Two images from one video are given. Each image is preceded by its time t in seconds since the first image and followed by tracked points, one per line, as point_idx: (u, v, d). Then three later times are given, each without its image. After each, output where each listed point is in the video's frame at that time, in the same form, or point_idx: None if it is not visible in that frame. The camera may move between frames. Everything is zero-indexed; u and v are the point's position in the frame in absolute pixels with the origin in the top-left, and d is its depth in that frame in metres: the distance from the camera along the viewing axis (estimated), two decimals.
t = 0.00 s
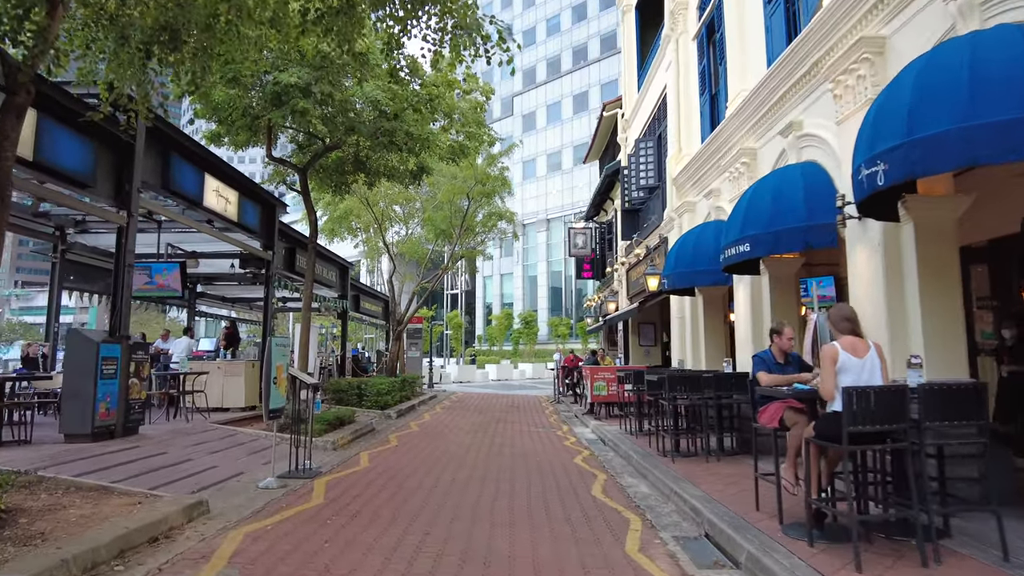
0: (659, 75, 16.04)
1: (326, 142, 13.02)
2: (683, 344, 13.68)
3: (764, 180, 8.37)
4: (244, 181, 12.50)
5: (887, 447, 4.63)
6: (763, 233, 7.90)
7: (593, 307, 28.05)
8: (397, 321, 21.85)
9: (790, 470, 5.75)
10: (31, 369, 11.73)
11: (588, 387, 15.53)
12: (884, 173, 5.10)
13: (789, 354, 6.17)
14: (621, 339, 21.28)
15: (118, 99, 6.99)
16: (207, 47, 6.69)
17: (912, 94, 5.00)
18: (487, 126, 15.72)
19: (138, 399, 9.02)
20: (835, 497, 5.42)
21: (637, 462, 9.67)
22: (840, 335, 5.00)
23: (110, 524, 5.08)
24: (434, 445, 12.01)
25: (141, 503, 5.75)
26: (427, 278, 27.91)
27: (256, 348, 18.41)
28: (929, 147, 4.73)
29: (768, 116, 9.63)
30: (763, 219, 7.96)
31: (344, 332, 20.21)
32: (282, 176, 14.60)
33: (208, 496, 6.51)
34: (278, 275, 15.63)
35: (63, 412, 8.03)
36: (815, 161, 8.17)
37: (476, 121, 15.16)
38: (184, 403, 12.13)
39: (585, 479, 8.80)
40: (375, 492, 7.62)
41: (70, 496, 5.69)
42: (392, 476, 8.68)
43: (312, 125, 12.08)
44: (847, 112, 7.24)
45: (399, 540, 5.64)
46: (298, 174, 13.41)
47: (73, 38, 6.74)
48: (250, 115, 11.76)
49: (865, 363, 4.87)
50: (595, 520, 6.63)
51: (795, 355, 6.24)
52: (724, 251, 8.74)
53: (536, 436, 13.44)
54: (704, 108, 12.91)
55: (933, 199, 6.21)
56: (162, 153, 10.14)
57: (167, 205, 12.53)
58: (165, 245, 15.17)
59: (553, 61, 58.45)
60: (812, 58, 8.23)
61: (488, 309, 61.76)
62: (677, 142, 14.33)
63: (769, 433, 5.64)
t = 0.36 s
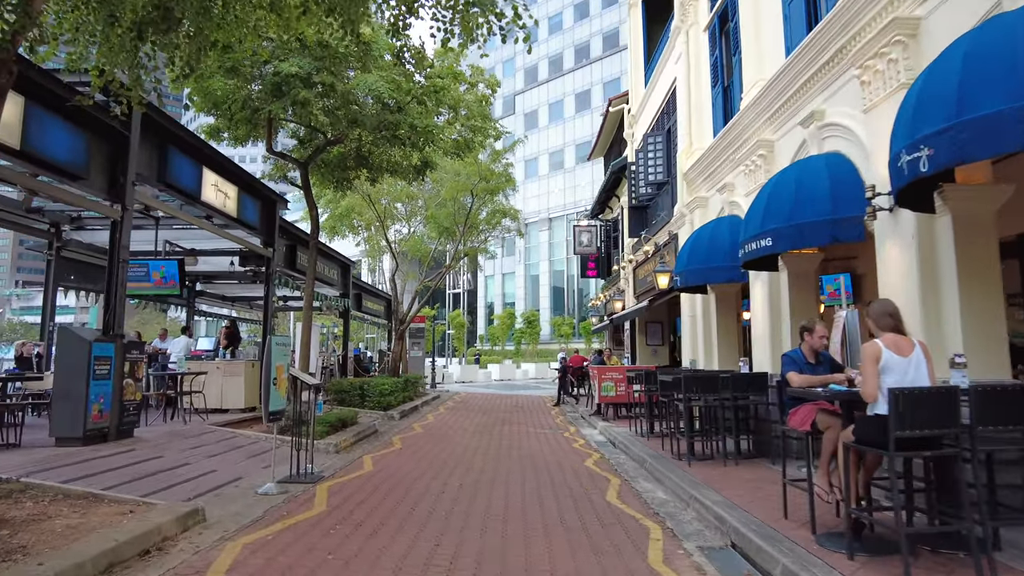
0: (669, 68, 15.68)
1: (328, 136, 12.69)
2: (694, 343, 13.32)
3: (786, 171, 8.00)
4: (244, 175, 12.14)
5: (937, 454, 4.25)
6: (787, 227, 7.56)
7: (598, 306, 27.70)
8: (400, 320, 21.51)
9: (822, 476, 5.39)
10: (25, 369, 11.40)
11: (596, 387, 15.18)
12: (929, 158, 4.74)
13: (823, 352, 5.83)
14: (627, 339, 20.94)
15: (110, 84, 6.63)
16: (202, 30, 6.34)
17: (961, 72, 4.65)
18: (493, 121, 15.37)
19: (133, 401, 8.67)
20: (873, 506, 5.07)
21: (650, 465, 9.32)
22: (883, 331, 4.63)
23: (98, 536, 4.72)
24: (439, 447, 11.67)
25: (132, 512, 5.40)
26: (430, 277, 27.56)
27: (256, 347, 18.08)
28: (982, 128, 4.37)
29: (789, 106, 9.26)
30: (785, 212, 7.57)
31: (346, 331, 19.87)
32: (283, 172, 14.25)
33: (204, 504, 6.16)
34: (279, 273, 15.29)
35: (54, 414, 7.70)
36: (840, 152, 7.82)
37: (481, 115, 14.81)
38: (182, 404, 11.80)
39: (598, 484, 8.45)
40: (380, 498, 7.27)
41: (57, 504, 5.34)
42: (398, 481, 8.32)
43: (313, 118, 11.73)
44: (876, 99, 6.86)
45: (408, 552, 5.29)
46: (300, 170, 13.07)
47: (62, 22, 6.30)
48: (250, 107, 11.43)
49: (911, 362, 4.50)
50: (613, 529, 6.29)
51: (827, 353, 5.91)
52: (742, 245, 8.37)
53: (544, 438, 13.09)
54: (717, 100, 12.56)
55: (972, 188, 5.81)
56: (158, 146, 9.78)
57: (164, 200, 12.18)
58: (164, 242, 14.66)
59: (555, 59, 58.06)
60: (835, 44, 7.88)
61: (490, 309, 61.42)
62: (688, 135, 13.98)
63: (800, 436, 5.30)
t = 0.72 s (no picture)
0: (673, 64, 15.38)
1: (324, 131, 12.35)
2: (700, 344, 13.01)
3: (801, 165, 7.75)
4: (238, 171, 11.75)
5: (982, 465, 3.92)
6: (803, 223, 7.25)
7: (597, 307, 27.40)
8: (397, 321, 21.16)
9: (850, 487, 5.06)
10: (9, 370, 11.02)
11: (598, 390, 14.86)
12: (969, 147, 4.43)
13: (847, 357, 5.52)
14: (628, 340, 20.65)
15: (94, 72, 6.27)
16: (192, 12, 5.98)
17: (1004, 54, 4.35)
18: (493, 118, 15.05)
19: (120, 405, 8.30)
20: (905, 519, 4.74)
21: (658, 472, 8.99)
22: (921, 332, 4.31)
23: (74, 553, 4.36)
24: (438, 451, 11.32)
25: (113, 525, 5.03)
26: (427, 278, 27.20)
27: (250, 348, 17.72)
28: None
29: (803, 99, 8.93)
30: (801, 207, 7.33)
31: (342, 332, 19.52)
32: (278, 168, 13.87)
33: (192, 515, 5.81)
34: (274, 273, 14.93)
35: (35, 420, 7.33)
36: (858, 146, 7.52)
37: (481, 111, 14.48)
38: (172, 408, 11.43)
39: (606, 491, 8.11)
40: (379, 508, 6.93)
41: (33, 518, 4.98)
42: (396, 489, 7.98)
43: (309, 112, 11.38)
44: (898, 89, 6.53)
45: (408, 567, 4.96)
46: (295, 166, 12.72)
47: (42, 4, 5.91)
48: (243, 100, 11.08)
49: (951, 366, 4.18)
50: (625, 541, 5.95)
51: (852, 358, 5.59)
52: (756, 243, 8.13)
53: (545, 442, 12.74)
54: (724, 95, 12.26)
55: (1006, 181, 5.48)
56: (148, 140, 9.40)
57: (155, 196, 11.80)
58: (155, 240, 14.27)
59: (553, 59, 57.75)
60: (853, 33, 7.58)
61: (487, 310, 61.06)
62: (693, 132, 13.68)
63: (827, 444, 4.98)
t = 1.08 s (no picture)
0: (667, 57, 15.06)
1: (309, 123, 11.92)
2: (696, 343, 12.69)
3: (807, 155, 7.44)
4: (217, 163, 11.26)
5: None
6: (810, 215, 6.93)
7: (588, 306, 27.10)
8: (385, 320, 20.71)
9: (870, 494, 4.72)
10: None
11: (591, 390, 14.51)
12: (1004, 127, 4.08)
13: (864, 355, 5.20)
14: (620, 339, 20.33)
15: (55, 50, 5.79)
16: None
17: None
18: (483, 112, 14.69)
19: (89, 408, 7.84)
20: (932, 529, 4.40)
21: (657, 475, 8.63)
22: (955, 327, 3.97)
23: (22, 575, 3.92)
24: (427, 455, 10.90)
25: (71, 541, 4.59)
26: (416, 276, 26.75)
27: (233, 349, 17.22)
28: None
29: (807, 89, 8.61)
30: (809, 198, 7.01)
31: (328, 332, 19.06)
32: (261, 162, 13.39)
33: (160, 528, 5.37)
34: (257, 270, 14.46)
35: None
36: (868, 135, 7.20)
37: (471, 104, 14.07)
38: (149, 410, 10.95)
39: (604, 497, 7.74)
40: (364, 517, 6.53)
41: None
42: (383, 496, 7.57)
43: (292, 102, 10.96)
44: (912, 74, 6.21)
45: None
46: (278, 159, 12.28)
47: None
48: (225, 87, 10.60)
49: (989, 363, 3.86)
50: (628, 553, 5.58)
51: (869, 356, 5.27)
52: (760, 237, 7.81)
53: (537, 444, 12.36)
54: (722, 87, 11.94)
55: None
56: (122, 127, 8.91)
57: (131, 189, 11.29)
58: (133, 237, 13.73)
59: (543, 57, 57.36)
60: (861, 17, 7.27)
61: (476, 310, 60.63)
62: (689, 125, 13.36)
63: (847, 448, 4.63)
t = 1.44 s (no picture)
0: (665, 50, 14.76)
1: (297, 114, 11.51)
2: (695, 342, 12.39)
3: (817, 146, 7.17)
4: (200, 154, 10.83)
5: None
6: (822, 207, 6.62)
7: (581, 305, 26.78)
8: (376, 319, 20.32)
9: (898, 501, 4.41)
10: None
11: (587, 391, 14.18)
12: None
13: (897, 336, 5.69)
14: (615, 339, 20.04)
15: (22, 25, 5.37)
16: None
17: None
18: (476, 106, 14.34)
19: (61, 410, 7.41)
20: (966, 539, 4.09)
21: (660, 479, 8.32)
22: (1000, 322, 3.67)
23: None
24: (419, 457, 10.52)
25: (32, 557, 4.20)
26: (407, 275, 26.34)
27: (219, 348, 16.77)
28: None
29: (814, 78, 8.32)
30: (821, 189, 6.72)
31: (317, 331, 18.63)
32: (247, 154, 12.94)
33: (133, 541, 4.98)
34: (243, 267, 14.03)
35: None
36: (881, 124, 6.91)
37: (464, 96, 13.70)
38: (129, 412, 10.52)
39: (605, 502, 7.40)
40: (355, 525, 6.17)
41: None
42: (374, 502, 7.20)
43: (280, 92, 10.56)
44: (932, 58, 5.92)
45: None
46: (265, 151, 11.86)
47: None
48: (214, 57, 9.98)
49: None
50: (634, 563, 5.25)
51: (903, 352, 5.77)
52: (767, 230, 7.50)
53: (533, 446, 12.01)
54: (723, 80, 11.64)
55: None
56: (98, 115, 8.45)
57: (110, 181, 10.81)
58: (114, 231, 13.22)
59: (534, 55, 57.03)
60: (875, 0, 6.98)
61: (467, 309, 60.21)
62: (688, 119, 13.07)
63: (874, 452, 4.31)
